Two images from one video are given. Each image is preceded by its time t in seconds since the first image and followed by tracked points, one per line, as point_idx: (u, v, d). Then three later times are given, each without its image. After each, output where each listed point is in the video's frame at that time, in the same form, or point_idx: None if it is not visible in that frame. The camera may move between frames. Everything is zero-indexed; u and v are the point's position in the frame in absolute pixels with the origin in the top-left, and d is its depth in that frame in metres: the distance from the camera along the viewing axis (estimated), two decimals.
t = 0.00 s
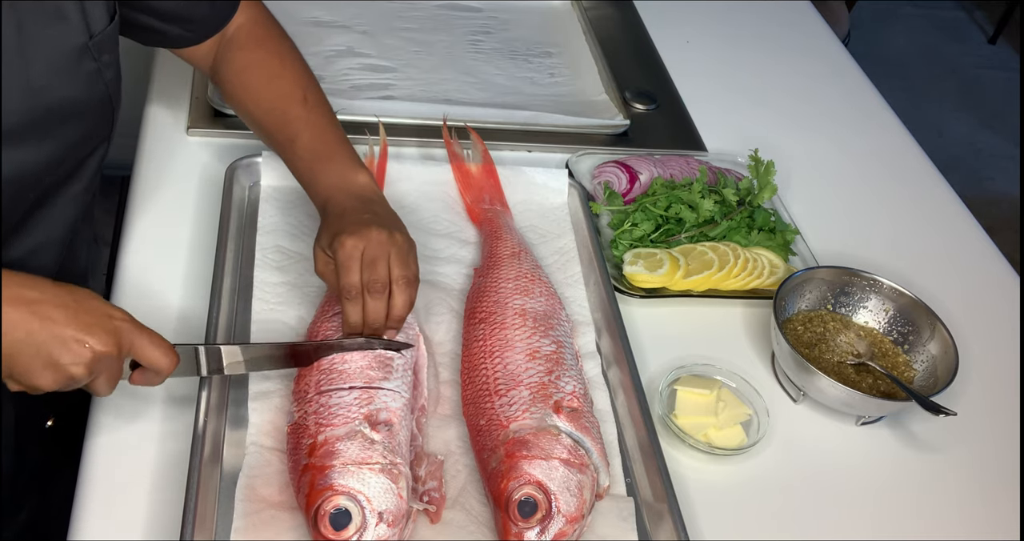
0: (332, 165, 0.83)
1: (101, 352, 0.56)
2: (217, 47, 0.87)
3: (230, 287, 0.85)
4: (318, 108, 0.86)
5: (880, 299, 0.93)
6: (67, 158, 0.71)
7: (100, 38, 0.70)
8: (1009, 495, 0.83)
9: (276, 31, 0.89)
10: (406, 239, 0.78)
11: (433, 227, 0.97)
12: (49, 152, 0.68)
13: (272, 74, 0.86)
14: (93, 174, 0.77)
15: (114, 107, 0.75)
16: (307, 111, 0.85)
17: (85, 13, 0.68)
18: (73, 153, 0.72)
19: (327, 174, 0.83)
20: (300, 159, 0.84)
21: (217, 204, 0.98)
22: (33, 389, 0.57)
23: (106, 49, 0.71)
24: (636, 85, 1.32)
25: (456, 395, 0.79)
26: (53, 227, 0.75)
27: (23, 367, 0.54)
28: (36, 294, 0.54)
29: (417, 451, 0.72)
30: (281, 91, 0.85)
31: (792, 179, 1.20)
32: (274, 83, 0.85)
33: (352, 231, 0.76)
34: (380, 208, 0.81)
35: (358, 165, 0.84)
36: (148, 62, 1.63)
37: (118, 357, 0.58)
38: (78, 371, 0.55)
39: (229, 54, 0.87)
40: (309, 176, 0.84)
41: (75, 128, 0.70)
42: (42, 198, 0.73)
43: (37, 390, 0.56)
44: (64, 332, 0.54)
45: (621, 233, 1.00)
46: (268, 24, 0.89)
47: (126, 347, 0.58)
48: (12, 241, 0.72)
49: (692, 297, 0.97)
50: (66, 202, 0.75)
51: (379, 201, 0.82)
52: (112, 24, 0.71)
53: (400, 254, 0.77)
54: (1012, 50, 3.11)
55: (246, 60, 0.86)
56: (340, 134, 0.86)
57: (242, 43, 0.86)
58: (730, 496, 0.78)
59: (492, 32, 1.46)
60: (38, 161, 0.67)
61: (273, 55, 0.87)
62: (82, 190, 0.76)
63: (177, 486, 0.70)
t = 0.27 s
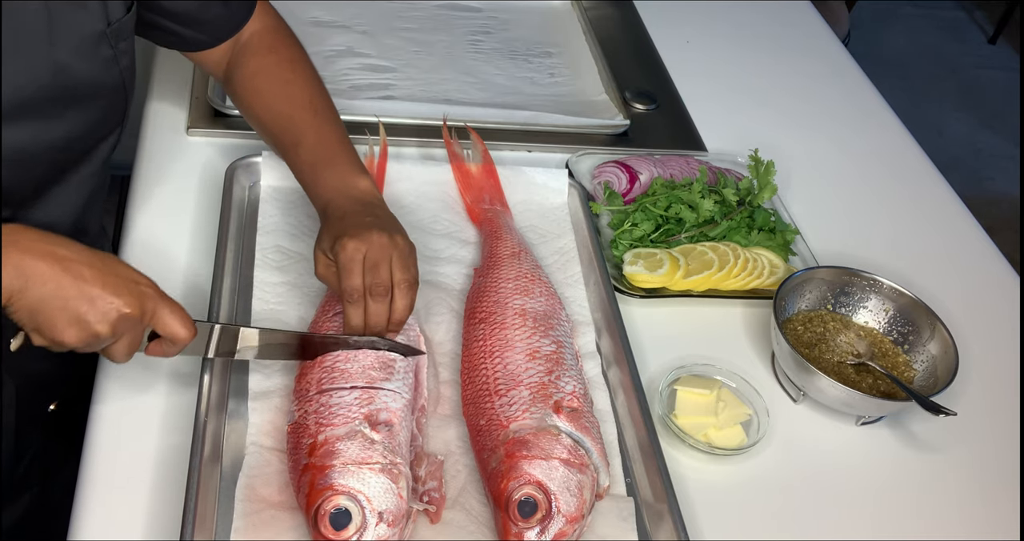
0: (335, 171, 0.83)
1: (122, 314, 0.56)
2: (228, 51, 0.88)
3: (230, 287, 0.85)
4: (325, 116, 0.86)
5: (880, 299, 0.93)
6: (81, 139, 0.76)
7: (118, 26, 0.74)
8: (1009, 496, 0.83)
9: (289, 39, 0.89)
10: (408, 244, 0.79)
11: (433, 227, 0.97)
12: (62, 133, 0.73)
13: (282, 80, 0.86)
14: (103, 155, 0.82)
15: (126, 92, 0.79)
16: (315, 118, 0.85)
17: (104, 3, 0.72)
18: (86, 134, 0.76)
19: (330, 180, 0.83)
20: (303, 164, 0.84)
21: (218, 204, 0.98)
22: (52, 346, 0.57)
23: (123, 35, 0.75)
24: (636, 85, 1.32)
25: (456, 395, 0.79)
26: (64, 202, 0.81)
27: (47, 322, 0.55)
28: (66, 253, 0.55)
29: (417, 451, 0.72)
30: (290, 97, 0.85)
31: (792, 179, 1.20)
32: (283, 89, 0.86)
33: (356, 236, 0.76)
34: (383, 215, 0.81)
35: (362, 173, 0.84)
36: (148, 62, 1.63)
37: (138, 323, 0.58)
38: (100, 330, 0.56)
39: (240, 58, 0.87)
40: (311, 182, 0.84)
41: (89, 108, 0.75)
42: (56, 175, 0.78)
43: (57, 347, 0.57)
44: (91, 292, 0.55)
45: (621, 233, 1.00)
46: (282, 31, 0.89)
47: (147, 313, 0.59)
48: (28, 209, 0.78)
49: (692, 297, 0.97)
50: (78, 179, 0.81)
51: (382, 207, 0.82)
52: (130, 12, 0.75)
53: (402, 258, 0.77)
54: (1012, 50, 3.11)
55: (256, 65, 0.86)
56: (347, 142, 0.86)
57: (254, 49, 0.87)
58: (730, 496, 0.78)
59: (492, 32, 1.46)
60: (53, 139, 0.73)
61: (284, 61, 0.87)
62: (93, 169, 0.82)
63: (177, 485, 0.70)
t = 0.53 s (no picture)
0: (337, 174, 0.82)
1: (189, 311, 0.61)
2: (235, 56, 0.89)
3: (230, 286, 0.85)
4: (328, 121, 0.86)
5: (880, 299, 0.93)
6: (93, 133, 0.77)
7: (128, 21, 0.74)
8: (1008, 495, 0.83)
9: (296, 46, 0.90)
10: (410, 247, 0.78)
11: (433, 227, 0.97)
12: (77, 126, 0.74)
13: (285, 84, 0.86)
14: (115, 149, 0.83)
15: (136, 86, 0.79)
16: (316, 123, 0.85)
17: None
18: (96, 128, 0.77)
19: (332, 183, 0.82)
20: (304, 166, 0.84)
21: (218, 204, 0.98)
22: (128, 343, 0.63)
23: (133, 31, 0.75)
24: (636, 85, 1.32)
25: (455, 395, 0.79)
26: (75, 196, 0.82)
27: (120, 323, 0.60)
28: (130, 255, 0.60)
29: (417, 452, 0.72)
30: (294, 101, 0.86)
31: (792, 179, 1.20)
32: (288, 93, 0.86)
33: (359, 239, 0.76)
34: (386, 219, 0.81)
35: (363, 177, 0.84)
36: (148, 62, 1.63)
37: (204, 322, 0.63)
38: (169, 330, 0.61)
39: (247, 62, 0.88)
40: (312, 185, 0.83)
41: (100, 103, 0.75)
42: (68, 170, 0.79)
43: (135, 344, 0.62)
44: (158, 293, 0.60)
45: (621, 233, 1.00)
46: (290, 39, 0.90)
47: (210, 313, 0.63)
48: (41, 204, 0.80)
49: (692, 297, 0.97)
50: (89, 171, 0.82)
51: (383, 213, 0.81)
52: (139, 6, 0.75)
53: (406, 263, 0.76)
54: (1012, 50, 3.11)
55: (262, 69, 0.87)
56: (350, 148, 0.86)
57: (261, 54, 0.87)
58: (730, 496, 0.78)
59: (492, 32, 1.46)
60: (65, 134, 0.73)
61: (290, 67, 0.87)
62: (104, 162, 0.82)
63: (178, 485, 0.70)
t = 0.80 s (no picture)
0: (327, 186, 0.82)
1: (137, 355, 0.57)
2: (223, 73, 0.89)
3: (230, 286, 0.85)
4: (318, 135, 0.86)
5: (880, 299, 0.93)
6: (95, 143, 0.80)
7: (126, 31, 0.76)
8: (1008, 495, 0.83)
9: (286, 64, 0.90)
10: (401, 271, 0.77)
11: (433, 227, 0.97)
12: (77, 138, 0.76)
13: (276, 99, 0.86)
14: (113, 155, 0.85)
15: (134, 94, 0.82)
16: (309, 135, 0.85)
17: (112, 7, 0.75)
18: (97, 137, 0.79)
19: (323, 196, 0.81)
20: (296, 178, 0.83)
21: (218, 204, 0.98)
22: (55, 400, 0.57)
23: (131, 41, 0.77)
24: (636, 85, 1.32)
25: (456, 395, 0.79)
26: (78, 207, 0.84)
27: (42, 380, 0.55)
28: (54, 307, 0.54)
29: (417, 451, 0.72)
30: (284, 113, 0.85)
31: (792, 179, 1.20)
32: (278, 106, 0.85)
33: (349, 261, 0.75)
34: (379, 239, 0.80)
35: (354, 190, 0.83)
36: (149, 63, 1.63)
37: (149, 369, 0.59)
38: (98, 388, 0.56)
39: (236, 78, 0.87)
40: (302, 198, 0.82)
41: (100, 112, 0.78)
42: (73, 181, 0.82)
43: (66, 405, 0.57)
44: (84, 348, 0.55)
45: (621, 233, 1.00)
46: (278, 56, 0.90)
47: (150, 362, 0.58)
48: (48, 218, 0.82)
49: (692, 297, 0.97)
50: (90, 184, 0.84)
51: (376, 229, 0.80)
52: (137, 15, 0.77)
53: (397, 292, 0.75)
54: (1011, 50, 3.11)
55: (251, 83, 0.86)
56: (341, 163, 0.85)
57: (251, 68, 0.87)
58: (730, 496, 0.78)
59: (492, 32, 1.46)
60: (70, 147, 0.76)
61: (278, 82, 0.87)
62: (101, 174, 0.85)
63: (178, 486, 0.70)
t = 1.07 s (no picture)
0: (331, 181, 0.81)
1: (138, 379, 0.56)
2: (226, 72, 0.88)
3: (230, 287, 0.85)
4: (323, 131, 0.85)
5: (880, 299, 0.93)
6: (99, 162, 0.77)
7: (130, 46, 0.74)
8: (1008, 495, 0.83)
9: (289, 59, 0.89)
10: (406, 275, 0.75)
11: (433, 228, 0.97)
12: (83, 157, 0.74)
13: (279, 93, 0.86)
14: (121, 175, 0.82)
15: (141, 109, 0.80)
16: (311, 129, 0.84)
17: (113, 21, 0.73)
18: (104, 155, 0.77)
19: (328, 191, 0.80)
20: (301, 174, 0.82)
21: (217, 204, 0.98)
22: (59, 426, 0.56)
23: (135, 55, 0.75)
24: (636, 85, 1.32)
25: (455, 394, 0.79)
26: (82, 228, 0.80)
27: (46, 406, 0.54)
28: (56, 331, 0.54)
29: (417, 451, 0.72)
30: (287, 110, 0.85)
31: (792, 179, 1.20)
32: (281, 101, 0.85)
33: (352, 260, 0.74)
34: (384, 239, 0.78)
35: (359, 186, 0.82)
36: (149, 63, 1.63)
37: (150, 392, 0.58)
38: (101, 411, 0.55)
39: (239, 75, 0.87)
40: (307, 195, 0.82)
41: (105, 130, 0.76)
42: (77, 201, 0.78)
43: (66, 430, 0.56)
44: (85, 372, 0.54)
45: (621, 233, 1.00)
46: (282, 51, 0.90)
47: (153, 384, 0.58)
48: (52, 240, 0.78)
49: (692, 297, 0.97)
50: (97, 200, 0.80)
51: (380, 225, 0.80)
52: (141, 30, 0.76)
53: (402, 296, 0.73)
54: (1012, 50, 3.11)
55: (253, 80, 0.86)
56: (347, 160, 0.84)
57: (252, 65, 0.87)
58: (730, 496, 0.78)
59: (492, 32, 1.46)
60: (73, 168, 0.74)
61: (280, 78, 0.87)
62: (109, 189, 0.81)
63: (178, 487, 0.70)
